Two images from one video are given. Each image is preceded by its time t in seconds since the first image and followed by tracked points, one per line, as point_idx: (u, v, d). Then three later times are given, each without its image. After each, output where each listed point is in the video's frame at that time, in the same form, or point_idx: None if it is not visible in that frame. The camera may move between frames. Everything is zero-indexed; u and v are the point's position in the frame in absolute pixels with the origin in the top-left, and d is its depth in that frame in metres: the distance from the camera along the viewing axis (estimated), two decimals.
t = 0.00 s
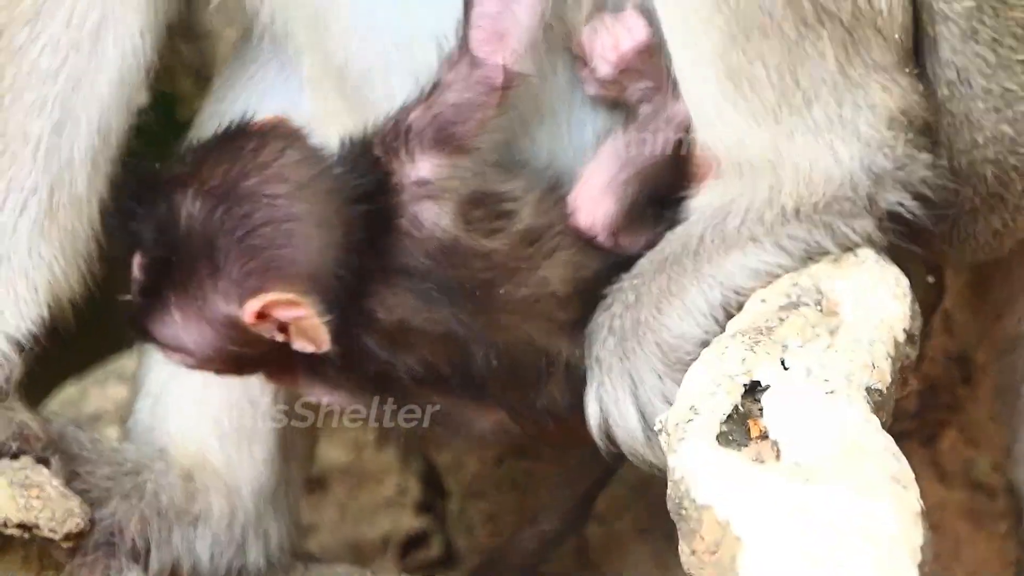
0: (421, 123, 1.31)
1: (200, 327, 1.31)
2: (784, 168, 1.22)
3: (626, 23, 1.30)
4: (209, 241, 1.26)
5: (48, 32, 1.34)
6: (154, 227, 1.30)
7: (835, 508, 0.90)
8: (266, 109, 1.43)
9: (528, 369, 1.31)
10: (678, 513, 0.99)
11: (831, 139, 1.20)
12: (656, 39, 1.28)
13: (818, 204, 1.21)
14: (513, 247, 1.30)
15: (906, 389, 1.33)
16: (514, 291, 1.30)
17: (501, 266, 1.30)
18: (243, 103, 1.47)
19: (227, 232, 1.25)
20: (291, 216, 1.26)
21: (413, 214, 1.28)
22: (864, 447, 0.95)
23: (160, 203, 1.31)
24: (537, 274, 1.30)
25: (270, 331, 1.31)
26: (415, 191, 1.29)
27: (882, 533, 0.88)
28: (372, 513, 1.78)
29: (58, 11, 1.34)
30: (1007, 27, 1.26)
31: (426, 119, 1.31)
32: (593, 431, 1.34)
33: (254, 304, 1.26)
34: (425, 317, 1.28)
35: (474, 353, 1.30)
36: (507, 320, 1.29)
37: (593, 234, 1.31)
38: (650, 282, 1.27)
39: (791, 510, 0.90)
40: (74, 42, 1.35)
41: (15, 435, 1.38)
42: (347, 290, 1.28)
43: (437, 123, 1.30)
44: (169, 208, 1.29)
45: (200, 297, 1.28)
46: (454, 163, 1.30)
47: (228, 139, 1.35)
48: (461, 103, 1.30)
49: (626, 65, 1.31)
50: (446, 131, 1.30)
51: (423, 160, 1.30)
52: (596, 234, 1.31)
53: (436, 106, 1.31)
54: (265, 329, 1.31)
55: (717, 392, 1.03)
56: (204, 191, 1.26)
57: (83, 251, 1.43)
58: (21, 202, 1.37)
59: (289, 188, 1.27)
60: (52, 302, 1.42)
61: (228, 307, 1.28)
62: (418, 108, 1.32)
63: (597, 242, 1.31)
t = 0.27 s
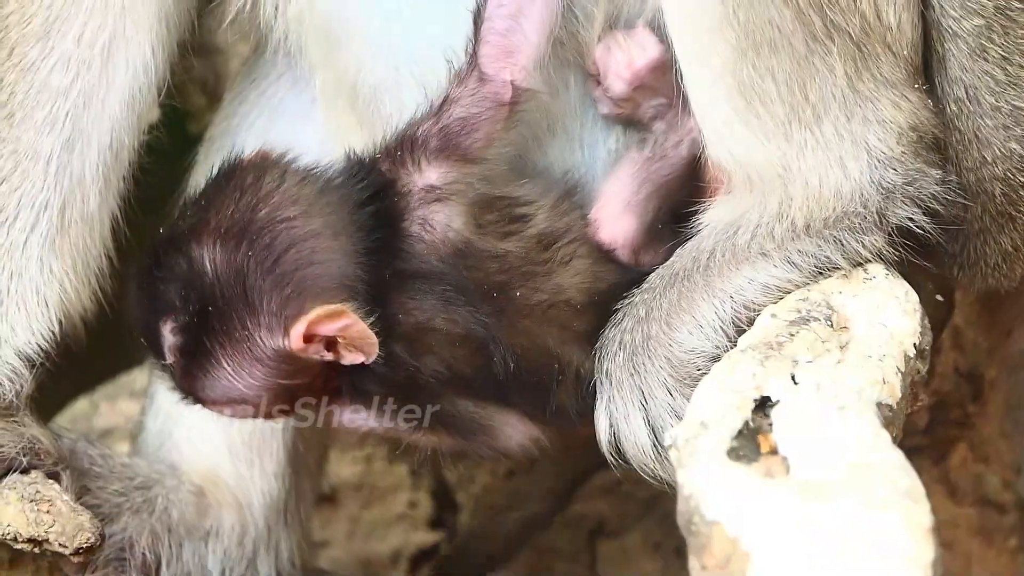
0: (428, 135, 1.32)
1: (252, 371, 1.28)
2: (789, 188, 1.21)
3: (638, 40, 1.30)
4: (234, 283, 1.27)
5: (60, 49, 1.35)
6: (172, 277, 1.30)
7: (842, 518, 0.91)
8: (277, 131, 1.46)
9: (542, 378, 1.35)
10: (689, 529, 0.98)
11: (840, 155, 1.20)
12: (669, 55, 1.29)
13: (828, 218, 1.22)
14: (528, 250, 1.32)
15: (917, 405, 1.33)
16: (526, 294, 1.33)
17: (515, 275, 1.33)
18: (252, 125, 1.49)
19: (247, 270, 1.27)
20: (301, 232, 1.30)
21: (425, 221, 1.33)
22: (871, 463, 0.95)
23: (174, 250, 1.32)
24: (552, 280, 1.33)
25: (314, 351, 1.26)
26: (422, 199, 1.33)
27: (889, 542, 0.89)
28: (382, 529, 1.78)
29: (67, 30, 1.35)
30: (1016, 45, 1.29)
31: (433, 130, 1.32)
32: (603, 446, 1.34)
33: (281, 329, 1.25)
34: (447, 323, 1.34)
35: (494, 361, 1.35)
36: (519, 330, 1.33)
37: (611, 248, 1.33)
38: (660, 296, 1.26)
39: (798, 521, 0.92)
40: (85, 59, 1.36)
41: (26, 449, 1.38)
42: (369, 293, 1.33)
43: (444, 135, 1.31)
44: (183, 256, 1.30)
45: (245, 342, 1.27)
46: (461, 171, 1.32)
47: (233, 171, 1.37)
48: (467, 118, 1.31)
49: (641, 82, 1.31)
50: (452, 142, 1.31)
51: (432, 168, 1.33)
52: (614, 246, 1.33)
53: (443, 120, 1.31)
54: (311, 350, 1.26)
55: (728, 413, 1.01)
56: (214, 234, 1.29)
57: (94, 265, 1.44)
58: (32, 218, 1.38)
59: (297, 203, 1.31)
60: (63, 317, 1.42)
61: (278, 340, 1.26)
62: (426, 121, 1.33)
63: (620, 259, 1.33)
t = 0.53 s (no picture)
0: (432, 138, 1.33)
1: (274, 385, 1.28)
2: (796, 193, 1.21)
3: (643, 46, 1.30)
4: (242, 301, 1.28)
5: (65, 53, 1.35)
6: (178, 302, 1.32)
7: (846, 521, 0.91)
8: (281, 134, 1.46)
9: (548, 376, 1.36)
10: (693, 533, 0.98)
11: (845, 159, 1.20)
12: (674, 61, 1.29)
13: (833, 223, 1.22)
14: (533, 248, 1.34)
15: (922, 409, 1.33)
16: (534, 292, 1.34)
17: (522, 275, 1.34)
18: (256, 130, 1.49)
19: (252, 286, 1.28)
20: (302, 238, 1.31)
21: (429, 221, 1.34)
22: (875, 468, 0.95)
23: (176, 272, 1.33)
24: (558, 278, 1.34)
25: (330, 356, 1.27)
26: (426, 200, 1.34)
27: (893, 546, 0.89)
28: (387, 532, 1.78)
29: (72, 34, 1.35)
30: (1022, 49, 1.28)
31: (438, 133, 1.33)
32: (607, 449, 1.34)
33: (291, 337, 1.27)
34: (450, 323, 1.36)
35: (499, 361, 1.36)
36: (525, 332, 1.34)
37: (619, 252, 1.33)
38: (666, 300, 1.27)
39: (803, 524, 0.91)
40: (91, 63, 1.36)
41: (31, 452, 1.38)
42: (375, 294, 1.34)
43: (447, 138, 1.32)
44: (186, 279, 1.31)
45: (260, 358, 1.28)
46: (465, 174, 1.33)
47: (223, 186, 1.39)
48: (470, 122, 1.31)
49: (645, 86, 1.31)
50: (455, 145, 1.32)
51: (434, 171, 1.34)
52: (620, 249, 1.33)
53: (447, 122, 1.32)
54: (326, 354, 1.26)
55: (733, 416, 1.02)
56: (214, 252, 1.30)
57: (98, 269, 1.44)
58: (38, 222, 1.38)
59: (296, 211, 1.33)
60: (68, 321, 1.43)
61: (293, 351, 1.27)
62: (430, 124, 1.34)
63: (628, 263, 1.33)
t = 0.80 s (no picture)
0: (437, 137, 1.33)
1: (283, 382, 1.28)
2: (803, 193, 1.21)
3: (648, 50, 1.31)
4: (248, 298, 1.27)
5: (70, 54, 1.36)
6: (183, 302, 1.31)
7: (853, 523, 0.91)
8: (287, 135, 1.47)
9: (556, 377, 1.35)
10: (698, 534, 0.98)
11: (851, 161, 1.20)
12: (680, 65, 1.30)
13: (839, 224, 1.21)
14: (542, 248, 1.33)
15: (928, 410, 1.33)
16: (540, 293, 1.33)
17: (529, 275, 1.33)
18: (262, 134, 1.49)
19: (258, 284, 1.27)
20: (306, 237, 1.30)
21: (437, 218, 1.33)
22: (881, 470, 0.95)
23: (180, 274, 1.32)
24: (567, 280, 1.34)
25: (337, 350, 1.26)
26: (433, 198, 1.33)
27: (899, 548, 0.89)
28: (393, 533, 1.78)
29: (77, 36, 1.36)
30: None
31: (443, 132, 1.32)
32: (612, 451, 1.33)
33: (298, 332, 1.26)
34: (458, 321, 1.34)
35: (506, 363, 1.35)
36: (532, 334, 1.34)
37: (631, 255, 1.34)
38: (671, 301, 1.26)
39: (810, 525, 0.92)
40: (95, 65, 1.37)
41: (37, 453, 1.38)
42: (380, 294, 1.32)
43: (452, 136, 1.32)
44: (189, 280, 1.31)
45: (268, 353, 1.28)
46: (472, 174, 1.33)
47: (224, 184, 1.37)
48: (476, 121, 1.32)
49: (648, 88, 1.32)
50: (462, 145, 1.32)
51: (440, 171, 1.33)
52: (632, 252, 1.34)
53: (453, 122, 1.32)
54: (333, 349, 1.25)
55: (738, 417, 1.01)
56: (217, 252, 1.29)
57: (105, 270, 1.44)
58: (44, 223, 1.39)
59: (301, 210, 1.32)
60: (74, 323, 1.42)
61: (300, 346, 1.26)
62: (435, 124, 1.34)
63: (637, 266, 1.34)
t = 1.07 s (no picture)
0: (458, 148, 1.36)
1: (291, 380, 1.28)
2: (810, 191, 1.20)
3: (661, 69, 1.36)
4: (265, 292, 1.27)
5: (77, 52, 1.37)
6: (194, 295, 1.30)
7: (858, 523, 0.91)
8: (293, 134, 1.46)
9: (566, 377, 1.37)
10: (706, 535, 0.98)
11: (857, 160, 1.20)
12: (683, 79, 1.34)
13: (845, 223, 1.22)
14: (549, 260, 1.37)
15: (934, 410, 1.34)
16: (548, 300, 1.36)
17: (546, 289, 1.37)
18: (268, 133, 1.48)
19: (276, 278, 1.27)
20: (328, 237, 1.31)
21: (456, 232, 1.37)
22: (885, 470, 0.94)
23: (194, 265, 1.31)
24: (583, 303, 1.37)
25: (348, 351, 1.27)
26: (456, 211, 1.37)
27: (904, 549, 0.89)
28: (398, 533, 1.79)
29: (84, 34, 1.36)
30: None
31: (461, 144, 1.36)
32: (622, 450, 1.34)
33: (312, 331, 1.26)
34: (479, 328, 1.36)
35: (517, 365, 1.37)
36: (541, 333, 1.36)
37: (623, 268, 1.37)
38: (677, 301, 1.27)
39: (815, 524, 0.92)
40: (102, 63, 1.37)
41: (44, 452, 1.38)
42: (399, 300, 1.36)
43: (473, 151, 1.36)
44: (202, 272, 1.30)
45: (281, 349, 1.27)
46: (495, 186, 1.37)
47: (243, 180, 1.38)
48: (497, 133, 1.35)
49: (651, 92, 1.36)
50: (485, 157, 1.36)
51: (463, 181, 1.37)
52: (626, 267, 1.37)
53: (473, 134, 1.36)
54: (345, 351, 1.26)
55: (742, 417, 1.02)
56: (233, 247, 1.29)
57: (112, 268, 1.45)
58: (50, 222, 1.40)
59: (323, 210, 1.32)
60: (81, 321, 1.43)
61: (313, 345, 1.26)
62: (455, 133, 1.37)
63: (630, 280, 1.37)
